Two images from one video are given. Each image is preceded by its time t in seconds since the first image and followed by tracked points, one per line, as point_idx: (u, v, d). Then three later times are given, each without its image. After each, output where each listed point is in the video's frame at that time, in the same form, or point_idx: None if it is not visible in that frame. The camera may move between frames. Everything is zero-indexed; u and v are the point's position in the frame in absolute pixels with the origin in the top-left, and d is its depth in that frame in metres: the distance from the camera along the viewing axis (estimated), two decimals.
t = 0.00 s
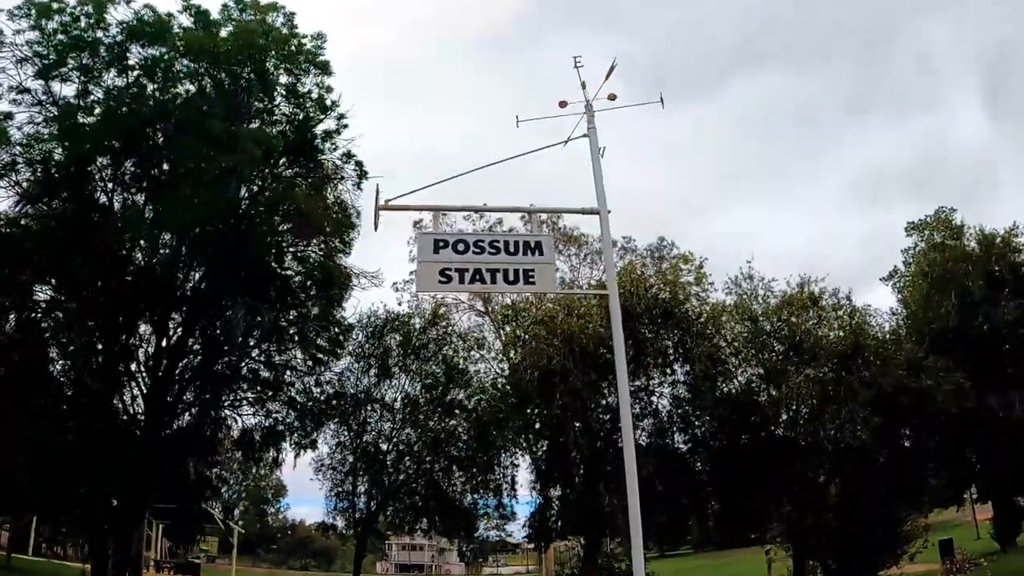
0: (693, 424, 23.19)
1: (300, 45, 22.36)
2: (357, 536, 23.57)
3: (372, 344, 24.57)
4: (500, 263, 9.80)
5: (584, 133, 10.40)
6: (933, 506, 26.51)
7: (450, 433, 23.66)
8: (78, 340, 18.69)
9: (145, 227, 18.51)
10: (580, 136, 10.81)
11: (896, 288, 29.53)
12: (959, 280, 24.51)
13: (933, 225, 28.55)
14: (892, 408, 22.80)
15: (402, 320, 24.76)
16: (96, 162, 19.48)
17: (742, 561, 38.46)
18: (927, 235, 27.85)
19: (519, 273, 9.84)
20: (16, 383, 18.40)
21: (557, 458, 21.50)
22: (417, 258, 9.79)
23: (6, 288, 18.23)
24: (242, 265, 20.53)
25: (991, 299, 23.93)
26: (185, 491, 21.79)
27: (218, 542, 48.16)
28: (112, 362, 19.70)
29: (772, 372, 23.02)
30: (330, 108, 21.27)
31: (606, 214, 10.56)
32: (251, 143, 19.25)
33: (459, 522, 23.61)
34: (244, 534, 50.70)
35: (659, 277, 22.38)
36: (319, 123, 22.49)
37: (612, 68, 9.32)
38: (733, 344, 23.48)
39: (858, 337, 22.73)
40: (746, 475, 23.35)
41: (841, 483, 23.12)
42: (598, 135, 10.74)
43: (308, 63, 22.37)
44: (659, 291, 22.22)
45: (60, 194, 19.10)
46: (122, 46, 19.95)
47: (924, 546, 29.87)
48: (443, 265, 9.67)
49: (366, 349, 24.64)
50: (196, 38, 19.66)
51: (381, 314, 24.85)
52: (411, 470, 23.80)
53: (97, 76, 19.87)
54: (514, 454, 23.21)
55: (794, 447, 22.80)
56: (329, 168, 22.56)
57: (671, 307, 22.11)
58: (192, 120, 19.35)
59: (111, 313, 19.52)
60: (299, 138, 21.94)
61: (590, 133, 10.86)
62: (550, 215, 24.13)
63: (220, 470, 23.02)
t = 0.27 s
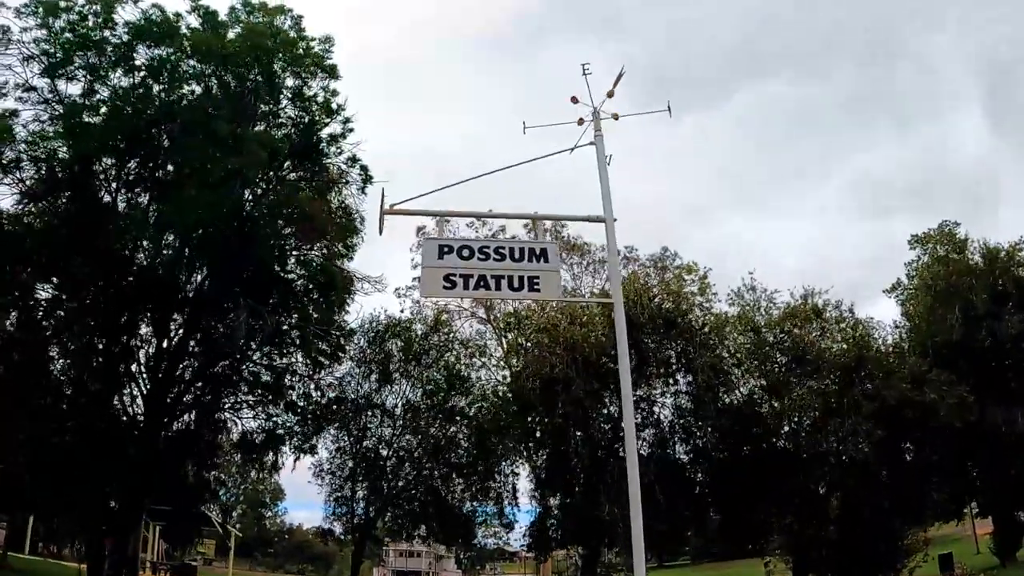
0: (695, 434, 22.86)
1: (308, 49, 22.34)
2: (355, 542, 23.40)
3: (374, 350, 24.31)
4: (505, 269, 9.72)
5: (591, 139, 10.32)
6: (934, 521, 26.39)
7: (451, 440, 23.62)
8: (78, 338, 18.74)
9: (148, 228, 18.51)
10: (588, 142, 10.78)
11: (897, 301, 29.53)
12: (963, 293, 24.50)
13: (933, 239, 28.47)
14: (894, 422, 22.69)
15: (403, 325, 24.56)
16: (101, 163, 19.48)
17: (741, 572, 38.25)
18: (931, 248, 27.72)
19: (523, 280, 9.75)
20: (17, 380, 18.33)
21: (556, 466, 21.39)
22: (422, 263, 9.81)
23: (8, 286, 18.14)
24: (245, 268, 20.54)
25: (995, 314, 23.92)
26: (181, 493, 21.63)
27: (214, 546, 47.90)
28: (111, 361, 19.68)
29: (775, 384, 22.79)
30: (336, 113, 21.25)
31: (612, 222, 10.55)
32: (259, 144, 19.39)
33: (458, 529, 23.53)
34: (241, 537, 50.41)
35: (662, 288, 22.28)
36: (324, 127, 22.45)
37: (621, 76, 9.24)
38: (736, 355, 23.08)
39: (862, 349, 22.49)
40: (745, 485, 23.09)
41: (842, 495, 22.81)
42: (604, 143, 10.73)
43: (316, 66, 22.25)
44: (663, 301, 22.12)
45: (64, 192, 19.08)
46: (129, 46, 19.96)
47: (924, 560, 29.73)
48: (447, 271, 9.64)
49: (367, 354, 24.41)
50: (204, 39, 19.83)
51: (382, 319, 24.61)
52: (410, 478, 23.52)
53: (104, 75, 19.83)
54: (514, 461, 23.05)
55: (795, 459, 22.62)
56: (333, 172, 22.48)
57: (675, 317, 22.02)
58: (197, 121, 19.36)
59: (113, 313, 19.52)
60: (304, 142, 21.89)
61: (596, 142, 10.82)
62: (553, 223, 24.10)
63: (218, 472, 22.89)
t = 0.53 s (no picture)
0: (692, 436, 22.94)
1: (307, 47, 22.31)
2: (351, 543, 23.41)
3: (369, 349, 24.24)
4: (504, 269, 9.68)
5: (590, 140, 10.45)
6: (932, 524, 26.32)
7: (449, 441, 23.59)
8: (74, 336, 18.88)
9: (146, 224, 18.46)
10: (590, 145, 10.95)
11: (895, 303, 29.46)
12: (961, 296, 24.47)
13: (933, 243, 28.03)
14: (893, 424, 22.61)
15: (400, 325, 24.45)
16: (99, 161, 19.43)
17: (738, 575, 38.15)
18: (930, 250, 27.50)
19: (522, 280, 9.70)
20: (14, 378, 18.21)
21: (553, 467, 21.29)
22: (420, 263, 9.76)
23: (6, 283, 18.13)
24: (242, 266, 20.41)
25: (993, 317, 23.94)
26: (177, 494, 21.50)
27: (210, 546, 47.73)
28: (108, 360, 19.62)
29: (774, 386, 22.63)
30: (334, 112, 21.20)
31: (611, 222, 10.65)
32: (256, 141, 19.40)
33: (454, 530, 23.35)
34: (236, 537, 50.21)
35: (660, 288, 22.11)
36: (323, 126, 22.41)
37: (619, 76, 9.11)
38: (734, 357, 23.08)
39: (861, 351, 22.27)
40: (745, 489, 22.81)
41: (839, 498, 22.76)
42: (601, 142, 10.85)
43: (315, 65, 22.24)
44: (661, 302, 21.99)
45: (61, 190, 19.05)
46: (127, 44, 19.90)
47: (922, 563, 29.66)
48: (446, 271, 9.61)
49: (363, 353, 24.25)
50: (203, 36, 19.80)
51: (379, 318, 24.50)
52: (407, 477, 23.58)
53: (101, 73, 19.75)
54: (513, 462, 22.61)
55: (792, 461, 22.41)
56: (331, 171, 22.47)
57: (673, 318, 21.93)
58: (195, 121, 19.35)
59: (106, 309, 19.27)
60: (302, 140, 21.80)
61: (596, 141, 10.77)
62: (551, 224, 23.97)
63: (216, 471, 23.13)
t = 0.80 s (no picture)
0: (688, 431, 22.71)
1: (304, 40, 22.22)
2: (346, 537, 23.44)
3: (364, 342, 24.11)
4: (502, 262, 9.68)
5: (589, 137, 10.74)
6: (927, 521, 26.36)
7: (444, 435, 23.46)
8: (69, 328, 18.85)
9: (141, 218, 18.29)
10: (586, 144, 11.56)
11: (891, 299, 29.46)
12: (958, 294, 24.55)
13: (928, 240, 27.86)
14: (890, 421, 22.57)
15: (396, 319, 24.36)
16: (94, 154, 19.34)
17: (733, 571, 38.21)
18: (926, 247, 27.50)
19: (519, 273, 9.73)
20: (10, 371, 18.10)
21: (548, 462, 21.25)
22: (417, 256, 9.67)
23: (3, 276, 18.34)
24: (241, 258, 20.37)
25: (989, 314, 24.03)
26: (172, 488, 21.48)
27: (205, 540, 47.68)
28: (104, 352, 19.53)
29: (769, 381, 22.54)
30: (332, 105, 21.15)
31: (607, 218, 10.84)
32: (252, 132, 19.32)
33: (449, 524, 23.44)
34: (232, 532, 50.14)
35: (656, 284, 21.99)
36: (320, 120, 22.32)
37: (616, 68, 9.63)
38: (731, 352, 22.78)
39: (858, 347, 22.25)
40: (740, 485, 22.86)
41: (834, 493, 22.90)
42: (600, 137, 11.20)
43: (313, 58, 22.15)
44: (657, 298, 21.89)
45: (55, 183, 18.95)
46: (123, 35, 19.77)
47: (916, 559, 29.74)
48: (442, 264, 9.56)
49: (358, 347, 24.11)
50: (199, 28, 19.68)
51: (374, 312, 24.40)
52: (403, 470, 23.48)
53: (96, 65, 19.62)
54: (507, 456, 22.64)
55: (787, 457, 22.40)
56: (327, 165, 22.38)
57: (669, 313, 21.79)
58: (191, 114, 19.26)
59: (102, 299, 19.27)
60: (298, 134, 21.70)
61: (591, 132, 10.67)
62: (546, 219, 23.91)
63: (210, 465, 23.21)
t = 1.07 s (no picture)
0: (682, 421, 22.36)
1: (299, 25, 22.06)
2: (341, 526, 23.09)
3: (358, 330, 23.94)
4: (498, 249, 9.81)
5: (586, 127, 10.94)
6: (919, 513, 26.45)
7: (438, 424, 23.39)
8: (60, 314, 18.83)
9: (136, 207, 18.36)
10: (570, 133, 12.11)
11: (885, 292, 29.41)
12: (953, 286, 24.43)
13: (923, 231, 27.09)
14: (883, 412, 22.56)
15: (391, 306, 24.24)
16: (88, 140, 19.26)
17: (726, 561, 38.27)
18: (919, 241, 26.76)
19: (515, 261, 9.89)
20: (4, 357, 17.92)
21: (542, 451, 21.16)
22: (411, 242, 9.77)
23: None
24: (230, 251, 20.14)
25: (983, 307, 24.04)
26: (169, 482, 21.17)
27: (198, 529, 47.55)
28: (98, 341, 19.70)
29: (764, 371, 22.55)
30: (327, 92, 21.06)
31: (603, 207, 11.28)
32: (247, 117, 19.22)
33: (443, 513, 23.42)
34: (225, 521, 50.01)
35: (651, 274, 21.82)
36: (315, 106, 22.22)
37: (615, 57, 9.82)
38: (726, 342, 22.60)
39: (852, 339, 22.24)
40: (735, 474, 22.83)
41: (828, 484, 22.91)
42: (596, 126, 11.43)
43: (307, 44, 22.03)
44: (652, 288, 21.73)
45: (48, 169, 18.86)
46: (117, 21, 19.64)
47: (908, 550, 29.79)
48: (437, 251, 9.64)
49: (351, 335, 23.95)
50: (194, 13, 19.54)
51: (368, 299, 24.18)
52: (396, 458, 23.23)
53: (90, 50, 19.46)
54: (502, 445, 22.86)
55: (781, 448, 22.50)
56: (321, 152, 22.24)
57: (663, 303, 21.62)
58: (185, 100, 19.15)
59: (91, 286, 19.02)
60: (292, 121, 21.60)
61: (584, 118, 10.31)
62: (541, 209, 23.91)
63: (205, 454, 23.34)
